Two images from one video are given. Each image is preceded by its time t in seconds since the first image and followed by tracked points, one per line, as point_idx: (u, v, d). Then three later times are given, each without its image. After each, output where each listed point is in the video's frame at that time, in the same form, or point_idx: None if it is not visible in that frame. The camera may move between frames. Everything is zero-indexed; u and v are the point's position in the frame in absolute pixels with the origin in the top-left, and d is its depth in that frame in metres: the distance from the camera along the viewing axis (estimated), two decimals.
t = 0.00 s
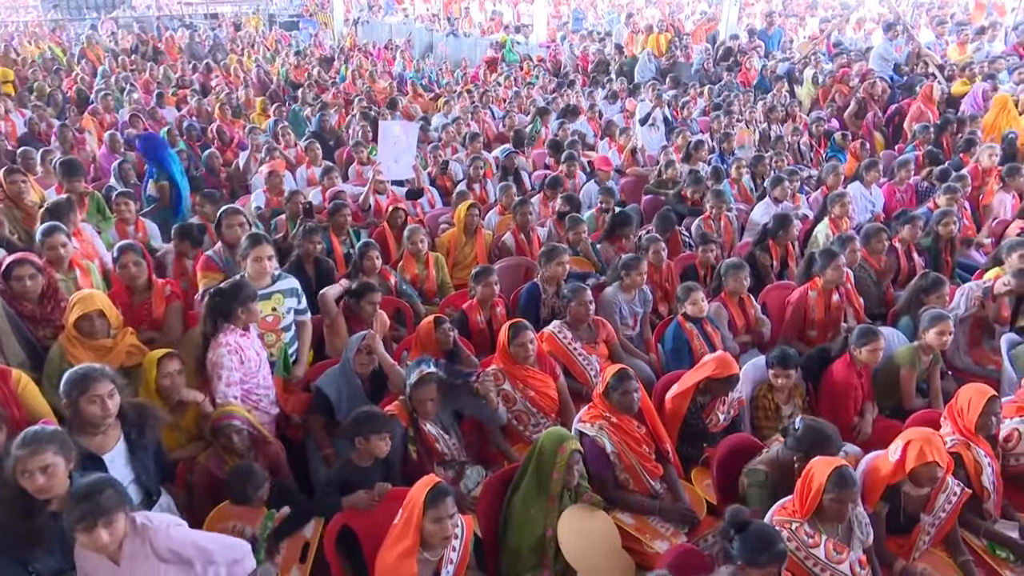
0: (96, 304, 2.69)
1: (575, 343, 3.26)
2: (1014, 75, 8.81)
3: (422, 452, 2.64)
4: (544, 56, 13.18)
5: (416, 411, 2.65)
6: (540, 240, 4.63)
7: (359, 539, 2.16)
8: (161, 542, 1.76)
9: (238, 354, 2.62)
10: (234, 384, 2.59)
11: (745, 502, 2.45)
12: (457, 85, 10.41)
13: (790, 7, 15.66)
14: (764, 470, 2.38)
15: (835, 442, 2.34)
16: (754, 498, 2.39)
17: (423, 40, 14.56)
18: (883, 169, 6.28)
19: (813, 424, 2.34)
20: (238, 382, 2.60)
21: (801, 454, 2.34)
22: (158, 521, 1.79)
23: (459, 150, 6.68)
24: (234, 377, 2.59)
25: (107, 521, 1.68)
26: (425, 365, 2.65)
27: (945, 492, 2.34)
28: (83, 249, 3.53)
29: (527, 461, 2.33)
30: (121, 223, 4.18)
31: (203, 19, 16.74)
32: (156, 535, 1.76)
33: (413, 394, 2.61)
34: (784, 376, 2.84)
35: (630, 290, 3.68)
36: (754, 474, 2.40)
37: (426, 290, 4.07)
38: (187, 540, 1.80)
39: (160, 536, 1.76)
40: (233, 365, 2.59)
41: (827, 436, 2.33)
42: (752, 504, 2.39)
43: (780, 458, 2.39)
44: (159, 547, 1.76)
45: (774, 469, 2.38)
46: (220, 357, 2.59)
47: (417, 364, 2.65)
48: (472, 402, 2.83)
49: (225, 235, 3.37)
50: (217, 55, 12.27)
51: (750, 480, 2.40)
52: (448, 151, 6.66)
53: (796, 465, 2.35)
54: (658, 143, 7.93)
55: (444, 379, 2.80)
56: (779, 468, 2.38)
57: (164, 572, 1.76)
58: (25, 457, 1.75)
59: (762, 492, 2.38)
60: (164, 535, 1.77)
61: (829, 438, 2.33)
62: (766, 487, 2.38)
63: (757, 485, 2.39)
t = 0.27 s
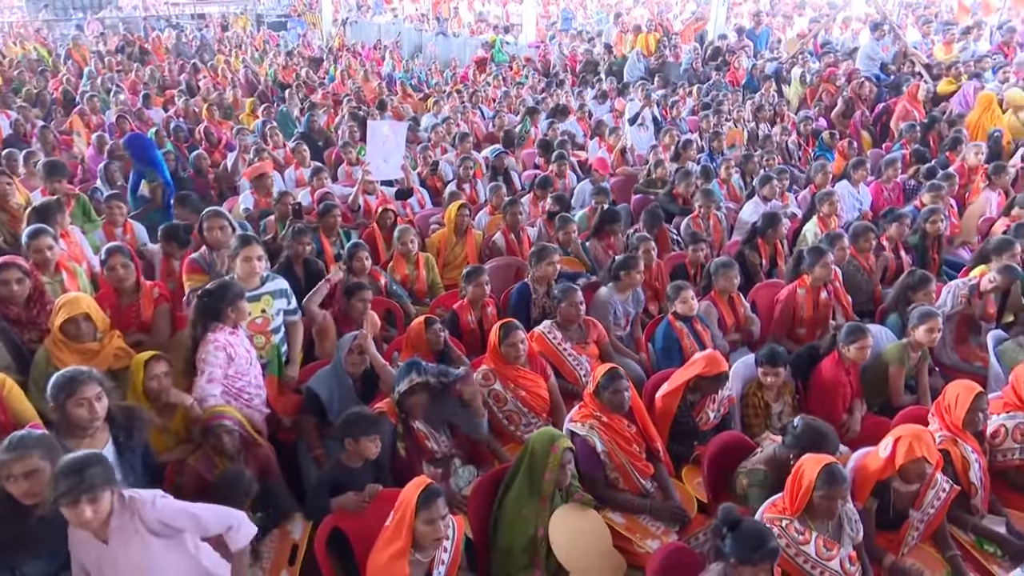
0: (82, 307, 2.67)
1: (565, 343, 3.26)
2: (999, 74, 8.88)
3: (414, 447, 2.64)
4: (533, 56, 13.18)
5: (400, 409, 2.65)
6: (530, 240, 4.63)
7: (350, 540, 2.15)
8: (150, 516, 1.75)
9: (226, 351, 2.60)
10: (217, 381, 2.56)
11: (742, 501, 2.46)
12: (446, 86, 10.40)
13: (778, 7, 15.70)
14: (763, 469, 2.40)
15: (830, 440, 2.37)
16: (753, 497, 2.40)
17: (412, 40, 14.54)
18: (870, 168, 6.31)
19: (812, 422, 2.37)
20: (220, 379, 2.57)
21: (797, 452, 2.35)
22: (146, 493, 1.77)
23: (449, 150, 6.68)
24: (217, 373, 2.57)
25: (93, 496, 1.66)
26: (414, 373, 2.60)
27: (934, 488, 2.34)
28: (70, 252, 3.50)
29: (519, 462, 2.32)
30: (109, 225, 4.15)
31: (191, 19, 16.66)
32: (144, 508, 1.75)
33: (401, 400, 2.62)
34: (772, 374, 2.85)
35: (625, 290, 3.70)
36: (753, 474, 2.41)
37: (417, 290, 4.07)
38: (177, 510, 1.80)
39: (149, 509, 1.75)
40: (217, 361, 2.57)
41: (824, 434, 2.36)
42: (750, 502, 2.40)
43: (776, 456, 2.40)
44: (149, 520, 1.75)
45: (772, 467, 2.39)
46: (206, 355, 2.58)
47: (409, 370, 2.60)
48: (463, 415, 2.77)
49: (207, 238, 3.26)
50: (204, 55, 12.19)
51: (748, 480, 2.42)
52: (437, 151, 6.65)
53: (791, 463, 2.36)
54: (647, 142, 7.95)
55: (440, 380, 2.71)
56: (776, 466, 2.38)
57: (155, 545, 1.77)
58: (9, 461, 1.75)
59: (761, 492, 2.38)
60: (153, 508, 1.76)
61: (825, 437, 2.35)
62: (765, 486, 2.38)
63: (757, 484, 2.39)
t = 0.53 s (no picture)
0: (67, 310, 2.65)
1: (554, 343, 3.26)
2: (984, 73, 8.95)
3: (405, 445, 2.64)
4: (521, 56, 13.18)
5: (395, 406, 2.64)
6: (519, 240, 4.64)
7: (340, 541, 2.15)
8: (149, 503, 1.77)
9: (209, 351, 2.58)
10: (194, 381, 2.53)
11: (729, 499, 2.47)
12: (435, 86, 10.39)
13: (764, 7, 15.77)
14: (749, 468, 2.41)
15: (820, 439, 2.36)
16: (739, 495, 2.41)
17: (400, 41, 14.52)
18: (857, 167, 6.35)
19: (802, 423, 2.36)
20: (199, 378, 2.55)
21: (785, 451, 2.35)
22: (145, 483, 1.79)
23: (437, 150, 6.68)
24: (197, 374, 2.54)
25: (101, 480, 1.68)
26: (410, 370, 2.63)
27: (922, 485, 2.36)
28: (58, 254, 3.53)
29: (509, 463, 2.33)
30: (95, 227, 4.12)
31: (177, 20, 16.56)
32: (143, 496, 1.77)
33: (397, 398, 2.62)
34: (761, 372, 2.87)
35: (619, 289, 3.70)
36: (738, 472, 2.42)
37: (406, 291, 4.06)
38: (175, 499, 1.81)
39: (148, 497, 1.77)
40: (200, 362, 2.55)
41: (813, 435, 2.35)
42: (736, 501, 2.41)
43: (764, 455, 2.40)
44: (147, 508, 1.77)
45: (759, 467, 2.40)
46: (190, 354, 2.56)
47: (404, 367, 2.63)
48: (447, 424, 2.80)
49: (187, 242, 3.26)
50: (191, 56, 12.11)
51: (734, 479, 2.43)
52: (426, 152, 6.65)
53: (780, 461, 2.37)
54: (635, 143, 7.98)
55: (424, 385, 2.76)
56: (763, 465, 2.40)
57: (152, 534, 1.77)
58: None
59: (747, 490, 2.40)
60: (151, 495, 1.78)
61: (814, 436, 2.34)
62: (751, 485, 2.40)
63: (743, 483, 2.40)
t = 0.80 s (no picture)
0: (57, 313, 2.63)
1: (545, 343, 3.26)
2: (971, 72, 9.00)
3: (398, 445, 2.65)
4: (512, 56, 13.18)
5: (393, 396, 2.67)
6: (510, 240, 4.64)
7: (333, 543, 2.15)
8: (132, 502, 1.76)
9: (199, 354, 2.56)
10: (187, 383, 2.53)
11: (721, 497, 2.47)
12: (425, 86, 10.38)
13: (754, 7, 15.79)
14: (739, 467, 2.41)
15: (810, 438, 2.37)
16: (730, 493, 2.42)
17: (390, 41, 14.50)
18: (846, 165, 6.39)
19: (791, 422, 2.36)
20: (190, 380, 2.54)
21: (775, 450, 2.36)
22: (129, 482, 1.78)
23: (428, 151, 6.67)
24: (188, 375, 2.53)
25: (89, 478, 1.69)
26: (410, 361, 2.66)
27: (912, 481, 2.38)
28: (52, 257, 3.58)
29: (500, 464, 2.33)
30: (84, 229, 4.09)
31: (166, 20, 16.48)
32: (126, 494, 1.76)
33: (397, 389, 2.65)
34: (752, 371, 2.87)
35: (612, 289, 3.70)
36: (729, 471, 2.43)
37: (397, 292, 4.06)
38: (160, 496, 1.79)
39: (131, 496, 1.76)
40: (190, 365, 2.54)
41: (802, 434, 2.35)
42: (727, 499, 2.42)
43: (755, 454, 2.41)
44: (130, 507, 1.76)
45: (749, 465, 2.41)
46: (180, 356, 2.55)
47: (404, 358, 2.66)
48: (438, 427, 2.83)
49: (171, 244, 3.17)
50: (180, 57, 12.05)
51: (724, 477, 2.44)
52: (416, 152, 6.65)
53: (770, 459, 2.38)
54: (625, 142, 7.99)
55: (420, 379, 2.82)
56: (754, 464, 2.40)
57: (134, 533, 1.76)
58: None
59: (737, 488, 2.41)
60: (134, 494, 1.77)
61: (803, 436, 2.35)
62: (741, 483, 2.41)
63: (732, 481, 2.42)
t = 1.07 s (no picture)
0: (46, 314, 2.61)
1: (535, 343, 3.27)
2: (957, 71, 9.07)
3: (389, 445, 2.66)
4: (501, 56, 13.18)
5: (385, 392, 2.65)
6: (500, 240, 4.64)
7: (323, 545, 2.14)
8: (117, 506, 1.76)
9: (189, 357, 2.54)
10: (176, 387, 2.51)
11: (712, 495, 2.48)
12: (414, 87, 10.36)
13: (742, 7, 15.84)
14: (729, 465, 2.42)
15: (798, 433, 2.37)
16: (720, 491, 2.42)
17: (379, 41, 14.47)
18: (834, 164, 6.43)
19: (779, 416, 2.36)
20: (179, 384, 2.52)
21: (764, 445, 2.36)
22: (115, 486, 1.79)
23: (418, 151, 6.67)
24: (178, 379, 2.51)
25: (76, 478, 1.68)
26: (401, 357, 2.65)
27: (901, 479, 2.39)
28: (43, 258, 3.54)
29: (488, 465, 2.33)
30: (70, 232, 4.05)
31: (153, 21, 16.37)
32: (112, 498, 1.76)
33: (390, 384, 2.63)
34: (742, 369, 2.89)
35: (597, 288, 3.71)
36: (719, 469, 2.43)
37: (388, 293, 4.05)
38: (145, 504, 1.80)
39: (116, 499, 1.76)
40: (179, 368, 2.51)
41: (790, 429, 2.35)
42: (718, 497, 2.42)
43: (744, 452, 2.42)
44: (114, 510, 1.76)
45: (739, 464, 2.41)
46: (168, 359, 2.52)
47: (395, 355, 2.65)
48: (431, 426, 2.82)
49: (154, 248, 3.16)
50: (167, 57, 11.97)
51: (715, 475, 2.44)
52: (406, 152, 6.64)
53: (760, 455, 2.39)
54: (615, 141, 8.01)
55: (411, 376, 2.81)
56: (743, 462, 2.41)
57: (113, 538, 1.75)
58: None
59: (727, 486, 2.41)
60: (120, 497, 1.77)
61: (791, 431, 2.34)
62: (731, 481, 2.41)
63: (723, 479, 2.42)
